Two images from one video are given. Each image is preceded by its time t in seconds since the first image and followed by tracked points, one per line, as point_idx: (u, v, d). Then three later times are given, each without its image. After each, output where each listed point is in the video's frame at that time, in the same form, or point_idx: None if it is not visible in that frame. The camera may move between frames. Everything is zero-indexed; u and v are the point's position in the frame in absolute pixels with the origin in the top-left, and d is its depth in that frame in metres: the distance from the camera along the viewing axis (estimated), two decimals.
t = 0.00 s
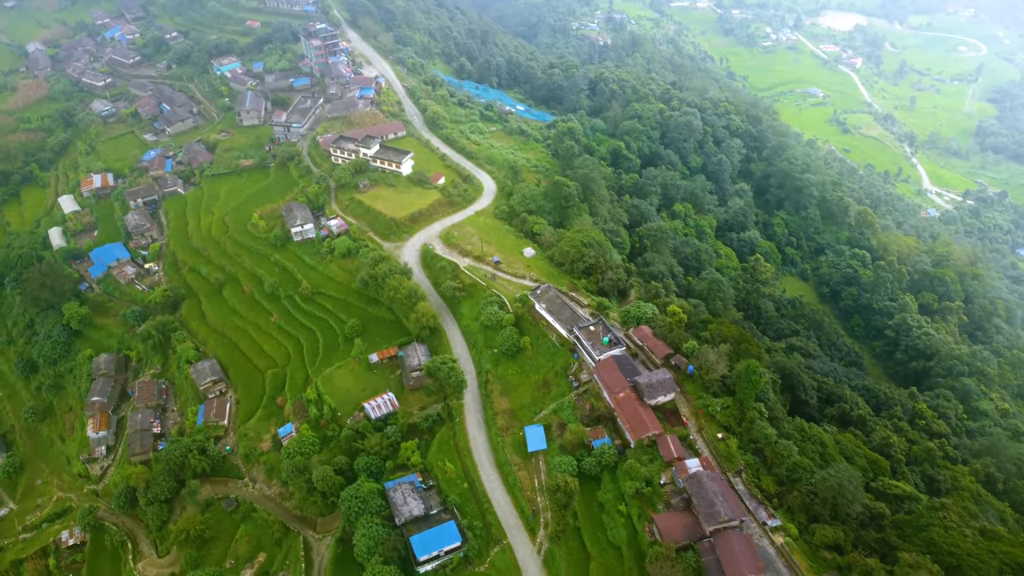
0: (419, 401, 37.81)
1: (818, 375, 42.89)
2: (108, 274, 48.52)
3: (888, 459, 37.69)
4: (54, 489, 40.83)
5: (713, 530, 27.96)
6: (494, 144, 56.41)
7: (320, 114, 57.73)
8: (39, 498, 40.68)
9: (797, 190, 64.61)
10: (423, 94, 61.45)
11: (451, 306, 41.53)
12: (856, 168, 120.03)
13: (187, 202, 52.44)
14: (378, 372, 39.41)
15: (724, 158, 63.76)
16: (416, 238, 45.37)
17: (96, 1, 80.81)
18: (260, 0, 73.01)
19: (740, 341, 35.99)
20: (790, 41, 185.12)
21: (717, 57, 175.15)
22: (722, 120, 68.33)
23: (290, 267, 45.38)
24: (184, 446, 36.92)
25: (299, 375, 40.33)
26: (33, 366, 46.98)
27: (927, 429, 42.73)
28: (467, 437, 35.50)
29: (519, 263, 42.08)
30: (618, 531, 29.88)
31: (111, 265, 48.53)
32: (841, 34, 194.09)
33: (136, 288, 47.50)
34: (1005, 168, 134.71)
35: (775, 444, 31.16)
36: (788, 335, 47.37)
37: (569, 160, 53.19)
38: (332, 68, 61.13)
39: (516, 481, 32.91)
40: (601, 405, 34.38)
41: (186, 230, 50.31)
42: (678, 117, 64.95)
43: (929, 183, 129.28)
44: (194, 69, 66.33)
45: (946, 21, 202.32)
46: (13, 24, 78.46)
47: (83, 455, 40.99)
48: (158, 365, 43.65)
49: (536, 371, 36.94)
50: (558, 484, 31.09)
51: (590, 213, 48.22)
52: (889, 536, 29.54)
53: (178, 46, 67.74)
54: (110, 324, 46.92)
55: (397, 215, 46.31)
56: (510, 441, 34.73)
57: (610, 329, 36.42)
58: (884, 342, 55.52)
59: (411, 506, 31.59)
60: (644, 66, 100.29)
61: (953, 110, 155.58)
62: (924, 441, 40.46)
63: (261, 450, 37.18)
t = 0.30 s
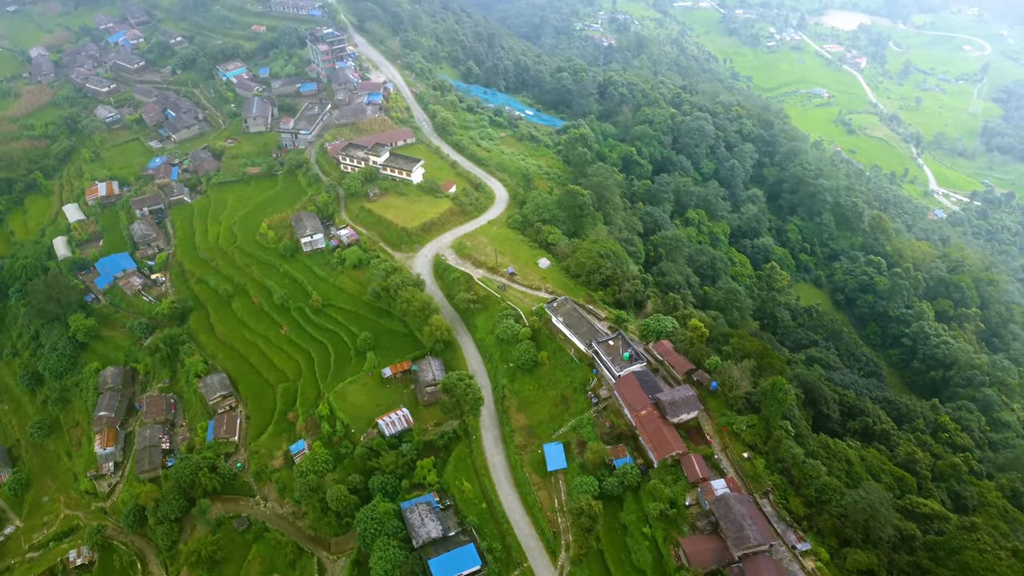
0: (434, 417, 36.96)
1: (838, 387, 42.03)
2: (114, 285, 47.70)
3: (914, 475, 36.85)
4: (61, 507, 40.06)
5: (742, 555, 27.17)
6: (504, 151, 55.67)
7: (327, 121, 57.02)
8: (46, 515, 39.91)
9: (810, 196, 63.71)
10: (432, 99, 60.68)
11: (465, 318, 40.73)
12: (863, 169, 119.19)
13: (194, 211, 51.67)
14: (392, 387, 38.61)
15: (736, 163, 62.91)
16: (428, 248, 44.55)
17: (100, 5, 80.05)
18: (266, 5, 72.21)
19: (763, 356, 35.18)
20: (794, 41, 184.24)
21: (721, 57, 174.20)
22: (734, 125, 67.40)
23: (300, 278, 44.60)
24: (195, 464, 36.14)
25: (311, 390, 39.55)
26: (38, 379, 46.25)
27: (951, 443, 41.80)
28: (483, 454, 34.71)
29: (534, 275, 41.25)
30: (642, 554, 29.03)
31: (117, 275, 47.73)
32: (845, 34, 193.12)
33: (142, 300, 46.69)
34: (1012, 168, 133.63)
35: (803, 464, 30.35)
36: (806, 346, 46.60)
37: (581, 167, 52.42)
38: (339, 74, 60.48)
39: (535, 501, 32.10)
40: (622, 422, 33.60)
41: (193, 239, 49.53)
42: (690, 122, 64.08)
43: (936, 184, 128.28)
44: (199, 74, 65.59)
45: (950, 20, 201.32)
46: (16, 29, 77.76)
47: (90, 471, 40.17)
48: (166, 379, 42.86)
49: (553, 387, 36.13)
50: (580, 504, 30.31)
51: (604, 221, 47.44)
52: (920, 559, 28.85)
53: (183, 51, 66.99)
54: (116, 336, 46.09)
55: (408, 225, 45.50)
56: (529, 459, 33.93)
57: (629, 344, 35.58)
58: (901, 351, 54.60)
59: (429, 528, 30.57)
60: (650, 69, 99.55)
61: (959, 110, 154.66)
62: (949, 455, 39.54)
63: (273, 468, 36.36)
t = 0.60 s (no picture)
0: (450, 434, 36.12)
1: (861, 401, 41.12)
2: (121, 296, 46.95)
3: (941, 493, 35.99)
4: (69, 524, 39.27)
5: None
6: (515, 158, 54.92)
7: (336, 127, 56.31)
8: (53, 533, 39.15)
9: (825, 202, 62.82)
10: (442, 105, 59.92)
11: (480, 331, 39.88)
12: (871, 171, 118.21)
13: (201, 220, 50.89)
14: (406, 402, 37.78)
15: (750, 168, 62.00)
16: (441, 259, 43.73)
17: (104, 10, 79.29)
18: (272, 9, 71.38)
19: (788, 372, 34.37)
20: (799, 41, 183.28)
21: (725, 57, 173.15)
22: (747, 129, 66.45)
23: (311, 290, 43.79)
24: (206, 482, 35.32)
25: (323, 405, 38.71)
26: (44, 393, 45.49)
27: (976, 457, 40.88)
28: (502, 472, 33.87)
29: (550, 286, 40.41)
30: None
31: (125, 286, 47.00)
32: (850, 34, 192.10)
33: (150, 311, 45.92)
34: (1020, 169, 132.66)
35: (834, 485, 29.38)
36: (825, 357, 45.80)
37: (594, 174, 51.61)
38: (347, 79, 59.74)
39: (557, 522, 31.26)
40: (645, 440, 32.78)
41: (201, 249, 48.74)
42: (702, 127, 63.18)
43: (943, 186, 127.27)
44: (205, 80, 64.87)
45: (954, 20, 200.35)
46: (20, 34, 76.99)
47: (98, 488, 39.37)
48: (175, 392, 42.07)
49: (572, 403, 35.30)
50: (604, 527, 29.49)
51: (620, 230, 46.62)
52: None
53: (188, 56, 66.23)
54: (123, 348, 45.27)
55: (421, 235, 44.66)
56: (549, 478, 33.11)
57: (651, 359, 34.74)
58: (919, 360, 53.51)
59: (449, 550, 29.72)
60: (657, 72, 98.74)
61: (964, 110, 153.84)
62: (975, 470, 38.62)
63: (286, 486, 35.50)
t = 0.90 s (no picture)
0: (467, 451, 35.28)
1: (884, 415, 40.24)
2: (129, 307, 46.20)
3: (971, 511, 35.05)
4: (77, 542, 38.51)
5: None
6: (527, 165, 54.20)
7: (346, 134, 55.68)
8: (62, 551, 38.37)
9: (840, 208, 61.93)
10: (452, 111, 59.21)
11: (497, 344, 39.02)
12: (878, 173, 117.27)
13: (209, 229, 50.13)
14: (422, 418, 36.94)
15: (764, 174, 61.11)
16: (455, 270, 42.90)
17: (108, 14, 78.64)
18: (279, 13, 70.65)
19: (814, 388, 33.52)
20: (803, 42, 182.39)
21: (730, 58, 172.20)
22: (760, 134, 65.61)
23: (323, 301, 43.01)
24: (219, 500, 34.43)
25: (337, 420, 37.90)
26: (52, 406, 44.75)
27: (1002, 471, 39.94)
28: (522, 491, 33.01)
29: (568, 298, 39.55)
30: None
31: (133, 297, 46.28)
32: (854, 34, 191.10)
33: (158, 322, 45.14)
34: None
35: (866, 507, 28.60)
36: (846, 368, 44.98)
37: (608, 181, 50.82)
38: (356, 85, 58.98)
39: (580, 543, 30.38)
40: (669, 459, 31.97)
41: (210, 259, 47.97)
42: (716, 132, 62.36)
43: (950, 188, 126.23)
44: (212, 85, 64.20)
45: (958, 19, 199.34)
46: (24, 39, 76.32)
47: (108, 505, 38.54)
48: (185, 406, 41.31)
49: (593, 420, 34.47)
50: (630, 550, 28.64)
51: (637, 240, 45.78)
52: None
53: (195, 61, 65.58)
54: (131, 360, 44.52)
55: (434, 245, 43.80)
56: (570, 497, 32.26)
57: (674, 375, 33.89)
58: (937, 369, 52.28)
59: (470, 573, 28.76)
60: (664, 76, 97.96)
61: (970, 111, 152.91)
62: (1003, 486, 37.66)
63: (300, 504, 34.65)
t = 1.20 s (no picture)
0: (486, 468, 34.43)
1: (909, 429, 39.36)
2: (138, 318, 45.39)
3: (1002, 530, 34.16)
4: (87, 560, 37.69)
5: None
6: (540, 172, 53.48)
7: (356, 141, 55.00)
8: (71, 569, 37.58)
9: (856, 214, 61.02)
10: (463, 116, 58.48)
11: (515, 358, 38.19)
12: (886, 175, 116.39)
13: (219, 238, 49.37)
14: (439, 434, 36.11)
15: (779, 180, 60.29)
16: (471, 280, 42.10)
17: (114, 19, 77.97)
18: (286, 17, 69.92)
19: (842, 405, 32.72)
20: (808, 42, 181.41)
21: (734, 59, 171.15)
22: (774, 140, 64.78)
23: (336, 313, 42.23)
24: (232, 519, 33.51)
25: (351, 436, 37.10)
26: (60, 419, 44.02)
27: None
28: (544, 511, 32.17)
29: (586, 311, 38.73)
30: None
31: (141, 308, 45.49)
32: (858, 34, 190.16)
33: (168, 334, 44.33)
34: None
35: (901, 530, 27.91)
36: (867, 380, 44.15)
37: (622, 189, 50.10)
38: (366, 90, 58.24)
39: (605, 566, 29.56)
40: (695, 479, 31.18)
41: (220, 269, 47.18)
42: (730, 138, 61.51)
43: (957, 190, 125.21)
44: (219, 90, 63.46)
45: (962, 20, 198.38)
46: (28, 43, 75.61)
47: (118, 523, 37.70)
48: (195, 420, 40.48)
49: (614, 437, 33.67)
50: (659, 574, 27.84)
51: (655, 249, 44.95)
52: None
53: (202, 66, 64.88)
54: (140, 373, 43.72)
55: (449, 255, 43.00)
56: (594, 518, 31.41)
57: (698, 391, 33.10)
58: (956, 379, 51.15)
59: None
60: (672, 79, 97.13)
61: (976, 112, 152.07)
62: None
63: (315, 524, 33.76)
